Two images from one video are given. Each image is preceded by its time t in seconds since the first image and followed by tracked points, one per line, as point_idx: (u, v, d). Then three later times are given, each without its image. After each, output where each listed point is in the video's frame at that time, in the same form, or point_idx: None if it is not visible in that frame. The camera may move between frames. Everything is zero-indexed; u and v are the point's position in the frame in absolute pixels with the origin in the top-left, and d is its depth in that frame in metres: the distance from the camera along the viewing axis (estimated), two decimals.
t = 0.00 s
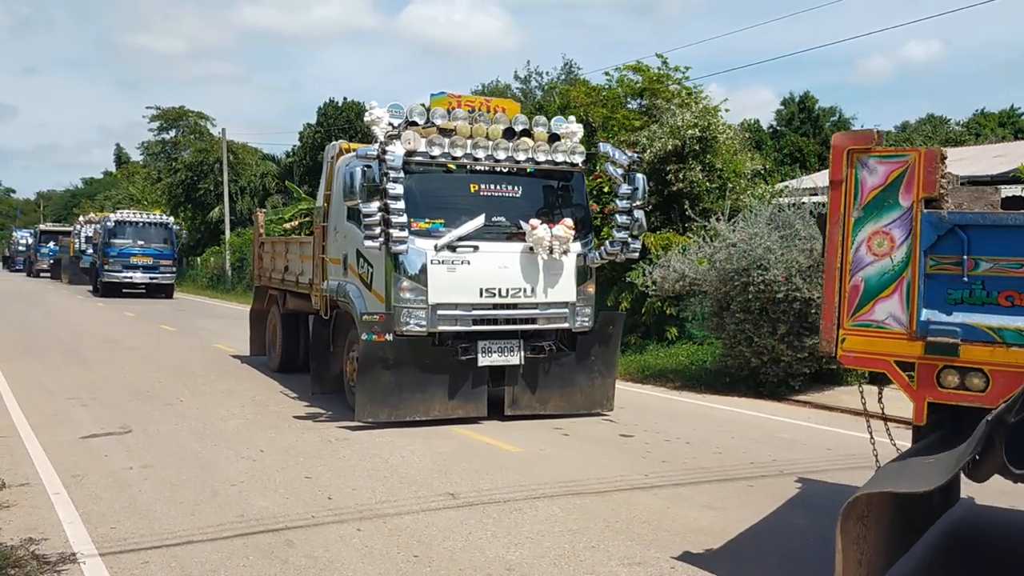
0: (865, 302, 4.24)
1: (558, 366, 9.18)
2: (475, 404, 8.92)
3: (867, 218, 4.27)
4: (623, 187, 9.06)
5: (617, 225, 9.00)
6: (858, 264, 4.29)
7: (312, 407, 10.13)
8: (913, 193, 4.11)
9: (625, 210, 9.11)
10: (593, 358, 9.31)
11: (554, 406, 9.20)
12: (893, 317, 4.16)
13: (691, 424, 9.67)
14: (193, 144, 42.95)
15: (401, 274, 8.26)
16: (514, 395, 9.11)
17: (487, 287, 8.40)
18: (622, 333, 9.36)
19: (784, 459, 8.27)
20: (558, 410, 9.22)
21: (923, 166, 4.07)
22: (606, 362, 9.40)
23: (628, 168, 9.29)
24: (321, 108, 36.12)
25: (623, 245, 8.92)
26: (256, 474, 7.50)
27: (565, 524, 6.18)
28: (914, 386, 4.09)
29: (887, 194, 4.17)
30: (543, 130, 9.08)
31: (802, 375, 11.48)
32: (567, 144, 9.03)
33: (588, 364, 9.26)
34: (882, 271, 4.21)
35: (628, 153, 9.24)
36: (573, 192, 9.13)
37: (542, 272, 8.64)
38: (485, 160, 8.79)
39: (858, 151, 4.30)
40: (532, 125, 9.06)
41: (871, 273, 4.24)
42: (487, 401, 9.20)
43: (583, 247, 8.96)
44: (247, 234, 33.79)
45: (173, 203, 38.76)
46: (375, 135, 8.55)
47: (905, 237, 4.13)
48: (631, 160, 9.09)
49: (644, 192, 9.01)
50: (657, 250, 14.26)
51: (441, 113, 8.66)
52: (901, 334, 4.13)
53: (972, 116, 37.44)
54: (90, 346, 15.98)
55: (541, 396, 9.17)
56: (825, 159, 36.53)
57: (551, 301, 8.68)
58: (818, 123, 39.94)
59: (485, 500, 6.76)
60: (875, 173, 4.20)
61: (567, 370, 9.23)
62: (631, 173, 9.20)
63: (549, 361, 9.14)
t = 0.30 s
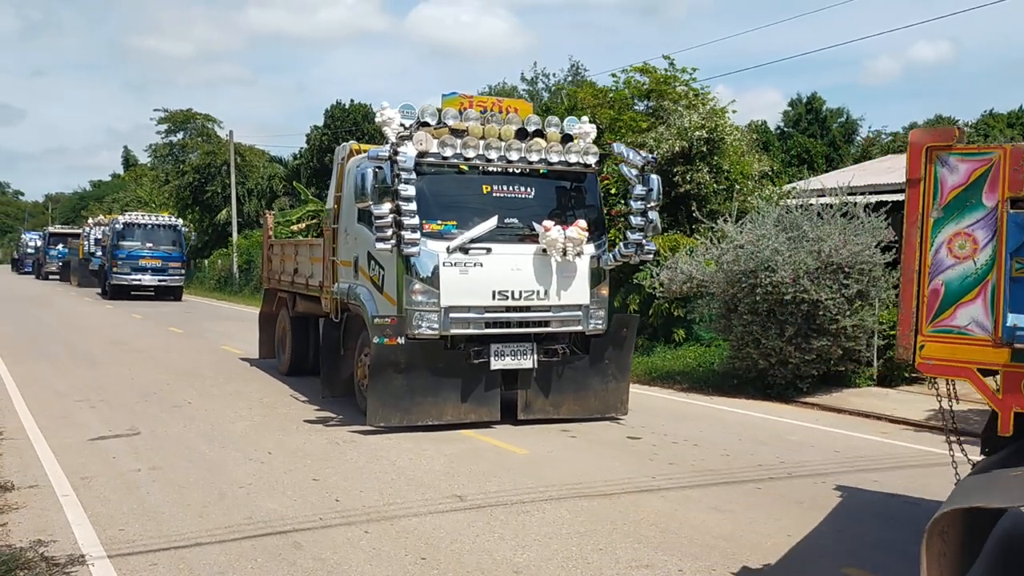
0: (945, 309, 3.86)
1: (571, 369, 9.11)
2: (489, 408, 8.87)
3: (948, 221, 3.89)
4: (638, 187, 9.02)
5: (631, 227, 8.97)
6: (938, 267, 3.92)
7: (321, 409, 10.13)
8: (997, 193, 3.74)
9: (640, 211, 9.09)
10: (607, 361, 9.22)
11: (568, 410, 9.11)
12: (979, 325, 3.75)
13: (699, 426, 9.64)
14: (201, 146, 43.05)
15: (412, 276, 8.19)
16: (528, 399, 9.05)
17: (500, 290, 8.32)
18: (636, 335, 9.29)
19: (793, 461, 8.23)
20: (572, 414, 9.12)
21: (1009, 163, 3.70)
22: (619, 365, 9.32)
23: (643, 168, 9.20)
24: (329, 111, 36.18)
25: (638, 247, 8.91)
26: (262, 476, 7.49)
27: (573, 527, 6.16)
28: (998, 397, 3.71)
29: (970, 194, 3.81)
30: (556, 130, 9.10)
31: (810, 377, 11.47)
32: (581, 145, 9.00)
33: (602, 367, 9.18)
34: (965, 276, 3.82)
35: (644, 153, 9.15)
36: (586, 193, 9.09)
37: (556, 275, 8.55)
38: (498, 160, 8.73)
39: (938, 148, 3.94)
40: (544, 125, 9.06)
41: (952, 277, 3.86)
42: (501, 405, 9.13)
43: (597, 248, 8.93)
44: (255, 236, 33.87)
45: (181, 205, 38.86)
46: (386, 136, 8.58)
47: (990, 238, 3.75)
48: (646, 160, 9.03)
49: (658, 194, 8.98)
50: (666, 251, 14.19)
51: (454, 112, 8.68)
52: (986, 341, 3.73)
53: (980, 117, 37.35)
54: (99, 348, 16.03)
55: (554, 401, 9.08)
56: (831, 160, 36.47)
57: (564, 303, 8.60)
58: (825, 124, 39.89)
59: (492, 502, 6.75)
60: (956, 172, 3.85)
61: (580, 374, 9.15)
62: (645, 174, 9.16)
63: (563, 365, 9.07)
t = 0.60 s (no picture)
0: None
1: (586, 374, 9.01)
2: (501, 414, 8.78)
3: None
4: (653, 189, 8.97)
5: (646, 228, 8.91)
6: None
7: (330, 413, 10.07)
8: None
9: (654, 213, 9.03)
10: (621, 366, 9.15)
11: (581, 415, 9.03)
12: None
13: (706, 429, 9.60)
14: (207, 149, 43.17)
15: (424, 280, 8.07)
16: (541, 404, 8.96)
17: (513, 293, 8.18)
18: (650, 339, 9.23)
19: (800, 464, 8.19)
20: (585, 419, 9.04)
21: None
22: (633, 370, 9.25)
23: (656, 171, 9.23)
24: (335, 114, 36.21)
25: (653, 249, 8.85)
26: (269, 480, 7.47)
27: (579, 530, 6.13)
28: None
29: None
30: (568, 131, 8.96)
31: (817, 379, 11.39)
32: (593, 146, 8.87)
33: (616, 371, 9.10)
34: None
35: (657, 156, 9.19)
36: (600, 195, 8.94)
37: (569, 278, 8.42)
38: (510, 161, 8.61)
39: None
40: (556, 126, 8.88)
41: None
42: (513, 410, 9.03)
43: (611, 251, 8.77)
44: (261, 239, 33.93)
45: (188, 208, 38.95)
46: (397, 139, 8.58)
47: None
48: (660, 162, 9.05)
49: (673, 195, 8.93)
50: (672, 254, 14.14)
51: (464, 114, 8.50)
52: None
53: (988, 119, 37.18)
54: (107, 351, 16.05)
55: (568, 406, 8.99)
56: (838, 163, 36.35)
57: (578, 307, 8.45)
58: (832, 126, 39.77)
59: (498, 505, 6.72)
60: None
61: (594, 379, 9.06)
62: (660, 176, 9.13)
63: (577, 369, 8.97)
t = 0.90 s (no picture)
0: None
1: (602, 380, 8.88)
2: (516, 421, 8.64)
3: None
4: (670, 192, 8.77)
5: (663, 233, 8.77)
6: None
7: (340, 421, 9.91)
8: None
9: (672, 216, 8.86)
10: (637, 372, 9.01)
11: (597, 423, 8.88)
12: None
13: (713, 434, 9.56)
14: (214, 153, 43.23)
15: (438, 284, 8.00)
16: (556, 411, 8.81)
17: (528, 298, 8.10)
18: (667, 344, 9.12)
19: (807, 468, 8.14)
20: (601, 427, 8.88)
21: None
22: (651, 377, 9.11)
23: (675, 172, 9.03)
24: (341, 119, 36.23)
25: (669, 253, 8.78)
26: (276, 484, 7.45)
27: (585, 535, 6.09)
28: None
29: None
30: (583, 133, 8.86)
31: (823, 384, 11.34)
32: (610, 148, 8.78)
33: (632, 378, 8.97)
34: None
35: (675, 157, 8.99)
36: (615, 198, 8.85)
37: (586, 282, 8.34)
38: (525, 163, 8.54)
39: None
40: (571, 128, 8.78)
41: None
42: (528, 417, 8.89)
43: (628, 255, 8.72)
44: (268, 243, 33.97)
45: (194, 213, 39.02)
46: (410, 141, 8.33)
47: None
48: (678, 164, 8.86)
49: (691, 198, 8.73)
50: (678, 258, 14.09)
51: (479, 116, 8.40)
52: None
53: (995, 122, 37.05)
54: (114, 355, 16.05)
55: (584, 413, 8.84)
56: (844, 166, 36.25)
57: (595, 312, 8.36)
58: (838, 130, 39.68)
59: (504, 510, 6.68)
60: None
61: (611, 385, 8.92)
62: (678, 177, 8.93)
63: (593, 376, 8.83)
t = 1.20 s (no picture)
0: None
1: (619, 388, 8.75)
2: (533, 430, 8.47)
3: None
4: (691, 195, 8.60)
5: (683, 237, 8.62)
6: None
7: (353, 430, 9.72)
8: None
9: (692, 219, 8.72)
10: (657, 380, 8.90)
11: (616, 431, 8.74)
12: None
13: (719, 438, 9.52)
14: (220, 158, 43.33)
15: (453, 289, 7.87)
16: (574, 420, 8.67)
17: (545, 304, 7.96)
18: (685, 352, 9.02)
19: (812, 473, 8.09)
20: (620, 436, 8.74)
21: None
22: (669, 384, 9.00)
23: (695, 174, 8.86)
24: (346, 123, 36.26)
25: (690, 257, 8.58)
26: (281, 488, 7.42)
27: (590, 540, 6.04)
28: None
29: None
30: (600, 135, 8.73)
31: (829, 388, 11.27)
32: (627, 151, 8.66)
33: (651, 386, 8.85)
34: None
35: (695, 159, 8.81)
36: (632, 201, 8.73)
37: (604, 288, 8.19)
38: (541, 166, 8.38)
39: None
40: (588, 130, 8.69)
41: None
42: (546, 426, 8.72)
43: (646, 260, 8.61)
44: (273, 248, 34.00)
45: (200, 217, 39.09)
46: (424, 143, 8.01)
47: None
48: (698, 166, 8.67)
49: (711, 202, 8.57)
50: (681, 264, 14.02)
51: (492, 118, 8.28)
52: None
53: (1000, 126, 36.94)
54: (120, 360, 16.05)
55: (602, 422, 8.70)
56: (849, 170, 36.19)
57: (613, 318, 8.22)
58: (843, 134, 39.61)
59: (509, 515, 6.64)
60: None
61: (628, 393, 8.80)
62: (698, 179, 8.79)
63: (610, 384, 8.72)
